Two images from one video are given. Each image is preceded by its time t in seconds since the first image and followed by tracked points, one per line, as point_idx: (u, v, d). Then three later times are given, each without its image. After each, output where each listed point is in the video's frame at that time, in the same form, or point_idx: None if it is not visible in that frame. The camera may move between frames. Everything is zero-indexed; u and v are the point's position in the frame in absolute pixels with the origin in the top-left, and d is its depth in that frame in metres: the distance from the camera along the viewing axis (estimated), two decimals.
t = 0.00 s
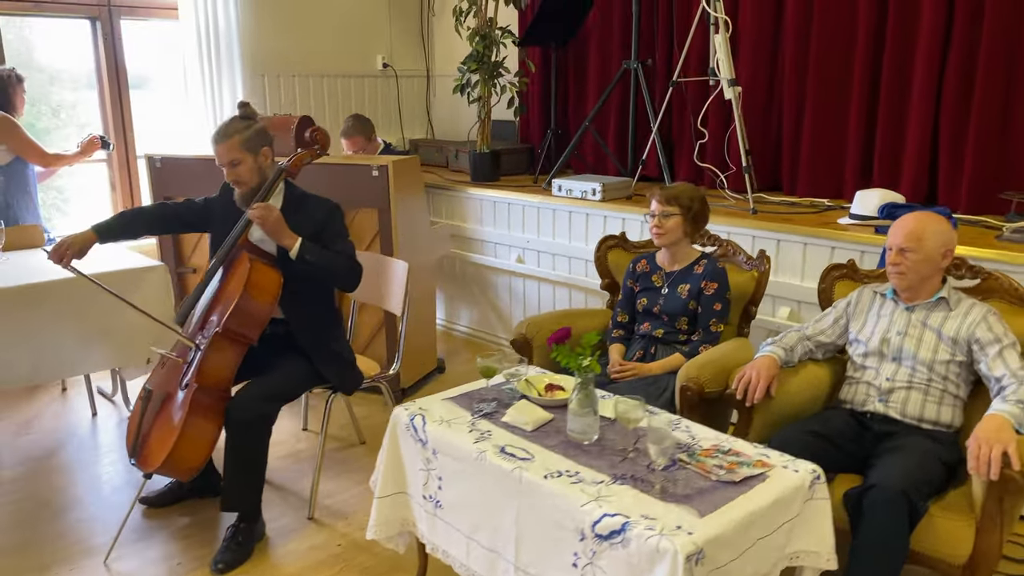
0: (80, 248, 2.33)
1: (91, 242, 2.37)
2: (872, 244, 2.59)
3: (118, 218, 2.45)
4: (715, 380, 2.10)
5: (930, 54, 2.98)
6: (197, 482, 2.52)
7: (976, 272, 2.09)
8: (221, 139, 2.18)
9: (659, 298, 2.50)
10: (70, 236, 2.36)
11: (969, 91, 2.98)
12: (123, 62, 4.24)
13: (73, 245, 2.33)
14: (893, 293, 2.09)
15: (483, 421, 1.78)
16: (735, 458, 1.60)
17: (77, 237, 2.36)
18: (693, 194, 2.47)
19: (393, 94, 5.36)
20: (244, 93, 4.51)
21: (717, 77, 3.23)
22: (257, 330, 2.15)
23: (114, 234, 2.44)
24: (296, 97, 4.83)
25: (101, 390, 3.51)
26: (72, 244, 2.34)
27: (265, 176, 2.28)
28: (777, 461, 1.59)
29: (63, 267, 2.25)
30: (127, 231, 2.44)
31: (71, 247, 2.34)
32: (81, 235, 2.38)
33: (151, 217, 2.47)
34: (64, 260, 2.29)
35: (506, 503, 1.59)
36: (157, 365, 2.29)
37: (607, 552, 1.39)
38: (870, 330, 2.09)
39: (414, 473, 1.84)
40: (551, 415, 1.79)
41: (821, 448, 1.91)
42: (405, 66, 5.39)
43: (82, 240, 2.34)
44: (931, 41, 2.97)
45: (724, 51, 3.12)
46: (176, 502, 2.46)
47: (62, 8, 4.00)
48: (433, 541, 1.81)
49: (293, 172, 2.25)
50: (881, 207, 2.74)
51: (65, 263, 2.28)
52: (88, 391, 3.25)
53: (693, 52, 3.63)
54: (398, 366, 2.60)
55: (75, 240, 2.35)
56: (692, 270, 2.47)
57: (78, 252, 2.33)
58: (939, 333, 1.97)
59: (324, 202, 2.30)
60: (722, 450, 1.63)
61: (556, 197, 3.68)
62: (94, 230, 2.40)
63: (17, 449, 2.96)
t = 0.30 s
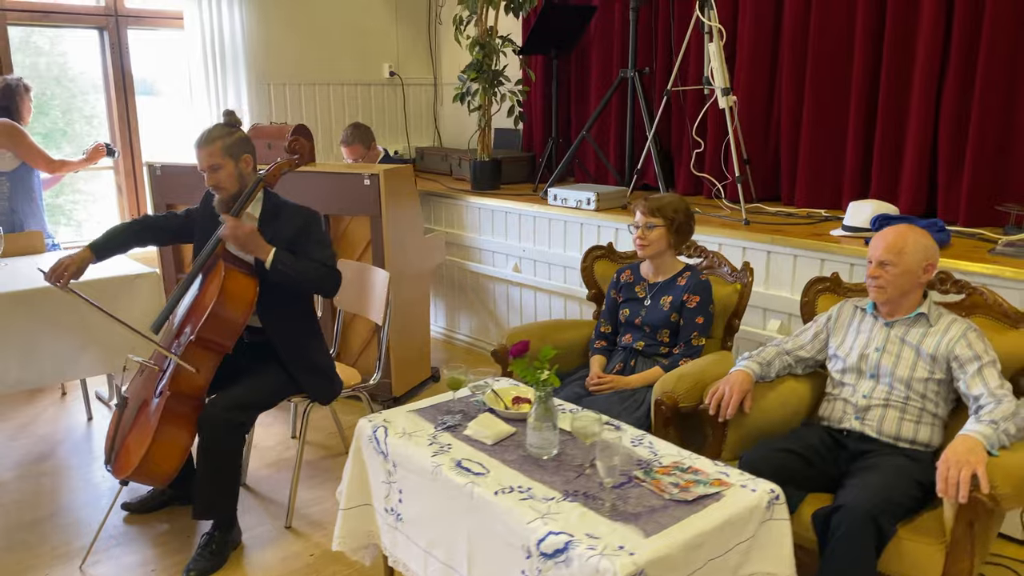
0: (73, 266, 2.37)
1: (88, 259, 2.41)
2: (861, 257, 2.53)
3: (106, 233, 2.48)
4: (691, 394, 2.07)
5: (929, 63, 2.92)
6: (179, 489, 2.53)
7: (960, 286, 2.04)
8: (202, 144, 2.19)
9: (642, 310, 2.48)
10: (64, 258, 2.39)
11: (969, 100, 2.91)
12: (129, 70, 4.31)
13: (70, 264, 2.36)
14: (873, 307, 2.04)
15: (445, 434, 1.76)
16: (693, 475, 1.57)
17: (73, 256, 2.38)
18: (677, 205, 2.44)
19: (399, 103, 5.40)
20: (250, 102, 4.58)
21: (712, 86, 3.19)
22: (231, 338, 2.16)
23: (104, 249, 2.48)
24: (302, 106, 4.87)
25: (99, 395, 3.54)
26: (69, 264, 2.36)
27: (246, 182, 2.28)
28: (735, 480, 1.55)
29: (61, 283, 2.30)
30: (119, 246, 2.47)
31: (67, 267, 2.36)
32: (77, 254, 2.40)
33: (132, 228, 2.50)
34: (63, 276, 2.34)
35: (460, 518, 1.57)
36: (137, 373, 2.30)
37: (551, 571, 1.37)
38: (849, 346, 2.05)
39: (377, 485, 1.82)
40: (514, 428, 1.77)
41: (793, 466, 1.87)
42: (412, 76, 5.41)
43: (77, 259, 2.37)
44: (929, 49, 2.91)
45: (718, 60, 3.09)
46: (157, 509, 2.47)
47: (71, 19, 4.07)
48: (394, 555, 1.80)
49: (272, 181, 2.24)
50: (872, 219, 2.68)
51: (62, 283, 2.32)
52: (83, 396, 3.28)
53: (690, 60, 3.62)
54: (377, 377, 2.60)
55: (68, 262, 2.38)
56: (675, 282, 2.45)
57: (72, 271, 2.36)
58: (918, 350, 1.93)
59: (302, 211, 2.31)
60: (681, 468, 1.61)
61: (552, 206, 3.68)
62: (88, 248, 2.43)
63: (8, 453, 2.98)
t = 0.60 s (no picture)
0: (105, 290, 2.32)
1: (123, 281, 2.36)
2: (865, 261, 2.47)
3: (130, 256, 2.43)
4: (680, 399, 2.03)
5: (943, 62, 2.84)
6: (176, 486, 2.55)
7: (963, 293, 1.97)
8: (197, 145, 2.19)
9: (639, 313, 2.44)
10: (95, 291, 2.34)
11: (985, 101, 2.82)
12: (148, 73, 4.39)
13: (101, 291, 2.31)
14: (870, 314, 1.98)
15: (423, 436, 1.75)
16: (667, 482, 1.54)
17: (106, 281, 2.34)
18: (681, 208, 2.42)
19: (416, 105, 5.42)
20: (266, 104, 4.64)
21: (720, 87, 3.14)
22: (222, 337, 2.17)
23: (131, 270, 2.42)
24: (318, 107, 4.92)
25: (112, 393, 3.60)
26: (103, 290, 2.31)
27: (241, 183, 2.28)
28: (710, 488, 1.52)
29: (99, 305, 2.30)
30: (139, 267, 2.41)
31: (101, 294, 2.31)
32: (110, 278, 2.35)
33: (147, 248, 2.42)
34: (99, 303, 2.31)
35: (431, 521, 1.55)
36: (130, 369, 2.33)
37: None
38: (844, 353, 1.99)
39: (356, 486, 1.81)
40: (492, 431, 1.75)
41: (781, 475, 1.82)
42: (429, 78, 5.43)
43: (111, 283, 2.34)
44: (944, 49, 2.82)
45: (726, 61, 3.03)
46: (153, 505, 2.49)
47: (91, 22, 4.17)
48: (373, 556, 1.79)
49: (266, 180, 2.27)
50: (879, 223, 2.61)
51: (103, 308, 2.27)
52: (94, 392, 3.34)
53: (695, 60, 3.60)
54: (372, 377, 2.61)
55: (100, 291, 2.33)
56: (673, 286, 2.40)
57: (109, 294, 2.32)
58: (913, 357, 1.87)
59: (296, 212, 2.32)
60: (657, 474, 1.57)
61: (560, 209, 3.65)
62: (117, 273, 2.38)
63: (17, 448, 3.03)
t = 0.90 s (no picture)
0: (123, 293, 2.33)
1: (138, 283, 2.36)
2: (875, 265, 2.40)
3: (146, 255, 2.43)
4: (676, 404, 1.99)
5: (964, 61, 2.75)
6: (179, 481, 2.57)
7: (971, 298, 1.90)
8: (199, 144, 2.20)
9: (641, 317, 2.39)
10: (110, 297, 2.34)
11: (1008, 101, 2.73)
12: (170, 74, 4.45)
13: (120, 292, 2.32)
14: (873, 319, 1.92)
15: (408, 437, 1.74)
16: (650, 488, 1.51)
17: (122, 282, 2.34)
18: (690, 212, 2.34)
19: (437, 105, 5.42)
20: (286, 104, 4.68)
21: (733, 87, 3.09)
22: (221, 335, 2.19)
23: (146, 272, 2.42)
24: (339, 108, 4.95)
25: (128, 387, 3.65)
26: (122, 291, 2.33)
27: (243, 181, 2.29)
28: (693, 496, 1.48)
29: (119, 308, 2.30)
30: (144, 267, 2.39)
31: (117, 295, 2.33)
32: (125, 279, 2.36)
33: (157, 251, 2.41)
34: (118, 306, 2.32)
35: (409, 523, 1.54)
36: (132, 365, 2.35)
37: None
38: (845, 360, 1.94)
39: (343, 485, 1.81)
40: (478, 434, 1.73)
41: (775, 484, 1.78)
42: (451, 79, 5.44)
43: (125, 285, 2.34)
44: (965, 47, 2.73)
45: (739, 60, 2.97)
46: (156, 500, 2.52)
47: (115, 23, 4.24)
48: (359, 557, 1.79)
49: (266, 179, 2.28)
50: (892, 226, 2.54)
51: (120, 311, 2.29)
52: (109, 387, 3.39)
53: (710, 59, 3.54)
54: (373, 377, 2.61)
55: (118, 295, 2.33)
56: (677, 290, 2.35)
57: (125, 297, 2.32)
58: (915, 365, 1.81)
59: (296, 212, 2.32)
60: (640, 480, 1.54)
61: (572, 210, 3.62)
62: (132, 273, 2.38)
63: (30, 439, 3.08)
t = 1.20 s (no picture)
0: (127, 292, 2.35)
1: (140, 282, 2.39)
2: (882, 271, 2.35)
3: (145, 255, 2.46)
4: (668, 411, 1.97)
5: (982, 63, 2.67)
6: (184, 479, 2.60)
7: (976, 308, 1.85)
8: (202, 146, 2.20)
9: (642, 323, 2.37)
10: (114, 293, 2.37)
11: None
12: (192, 76, 4.51)
13: (122, 289, 2.35)
14: (871, 329, 1.88)
15: (394, 440, 1.74)
16: (629, 498, 1.49)
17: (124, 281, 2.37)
18: (693, 218, 2.29)
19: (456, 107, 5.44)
20: (304, 107, 4.72)
21: (745, 90, 3.04)
22: (220, 336, 2.21)
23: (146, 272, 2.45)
24: (358, 109, 4.99)
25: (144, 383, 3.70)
26: (125, 289, 2.35)
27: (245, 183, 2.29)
28: (672, 506, 1.46)
29: (119, 307, 2.32)
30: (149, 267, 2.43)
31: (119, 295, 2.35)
32: (127, 279, 2.38)
33: (161, 249, 2.45)
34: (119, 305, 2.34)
35: (389, 528, 1.54)
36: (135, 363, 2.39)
37: None
38: (843, 370, 1.90)
39: (331, 487, 1.82)
40: (463, 439, 1.72)
41: (765, 496, 1.75)
42: (471, 81, 5.45)
43: (129, 284, 2.36)
44: (984, 49, 2.66)
45: (750, 63, 2.93)
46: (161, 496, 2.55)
47: (139, 27, 4.31)
48: (345, 560, 1.79)
49: (270, 181, 2.30)
50: (903, 232, 2.48)
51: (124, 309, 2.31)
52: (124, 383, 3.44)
53: (724, 61, 3.50)
54: (374, 379, 2.62)
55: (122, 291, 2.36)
56: (679, 296, 2.32)
57: (128, 296, 2.34)
58: (912, 376, 1.76)
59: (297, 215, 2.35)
60: (620, 489, 1.52)
61: (583, 213, 3.60)
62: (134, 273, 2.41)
63: (46, 432, 3.15)
